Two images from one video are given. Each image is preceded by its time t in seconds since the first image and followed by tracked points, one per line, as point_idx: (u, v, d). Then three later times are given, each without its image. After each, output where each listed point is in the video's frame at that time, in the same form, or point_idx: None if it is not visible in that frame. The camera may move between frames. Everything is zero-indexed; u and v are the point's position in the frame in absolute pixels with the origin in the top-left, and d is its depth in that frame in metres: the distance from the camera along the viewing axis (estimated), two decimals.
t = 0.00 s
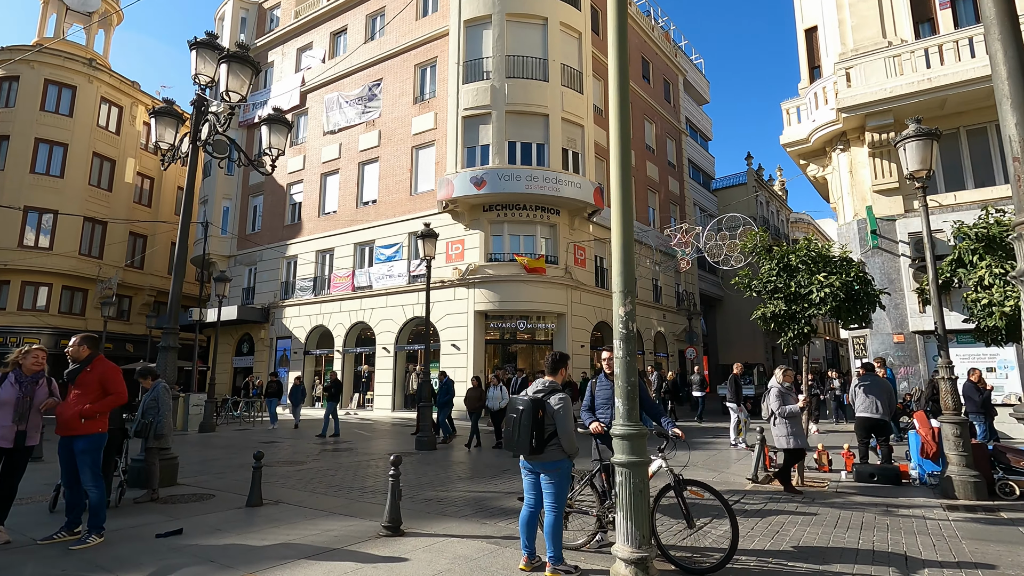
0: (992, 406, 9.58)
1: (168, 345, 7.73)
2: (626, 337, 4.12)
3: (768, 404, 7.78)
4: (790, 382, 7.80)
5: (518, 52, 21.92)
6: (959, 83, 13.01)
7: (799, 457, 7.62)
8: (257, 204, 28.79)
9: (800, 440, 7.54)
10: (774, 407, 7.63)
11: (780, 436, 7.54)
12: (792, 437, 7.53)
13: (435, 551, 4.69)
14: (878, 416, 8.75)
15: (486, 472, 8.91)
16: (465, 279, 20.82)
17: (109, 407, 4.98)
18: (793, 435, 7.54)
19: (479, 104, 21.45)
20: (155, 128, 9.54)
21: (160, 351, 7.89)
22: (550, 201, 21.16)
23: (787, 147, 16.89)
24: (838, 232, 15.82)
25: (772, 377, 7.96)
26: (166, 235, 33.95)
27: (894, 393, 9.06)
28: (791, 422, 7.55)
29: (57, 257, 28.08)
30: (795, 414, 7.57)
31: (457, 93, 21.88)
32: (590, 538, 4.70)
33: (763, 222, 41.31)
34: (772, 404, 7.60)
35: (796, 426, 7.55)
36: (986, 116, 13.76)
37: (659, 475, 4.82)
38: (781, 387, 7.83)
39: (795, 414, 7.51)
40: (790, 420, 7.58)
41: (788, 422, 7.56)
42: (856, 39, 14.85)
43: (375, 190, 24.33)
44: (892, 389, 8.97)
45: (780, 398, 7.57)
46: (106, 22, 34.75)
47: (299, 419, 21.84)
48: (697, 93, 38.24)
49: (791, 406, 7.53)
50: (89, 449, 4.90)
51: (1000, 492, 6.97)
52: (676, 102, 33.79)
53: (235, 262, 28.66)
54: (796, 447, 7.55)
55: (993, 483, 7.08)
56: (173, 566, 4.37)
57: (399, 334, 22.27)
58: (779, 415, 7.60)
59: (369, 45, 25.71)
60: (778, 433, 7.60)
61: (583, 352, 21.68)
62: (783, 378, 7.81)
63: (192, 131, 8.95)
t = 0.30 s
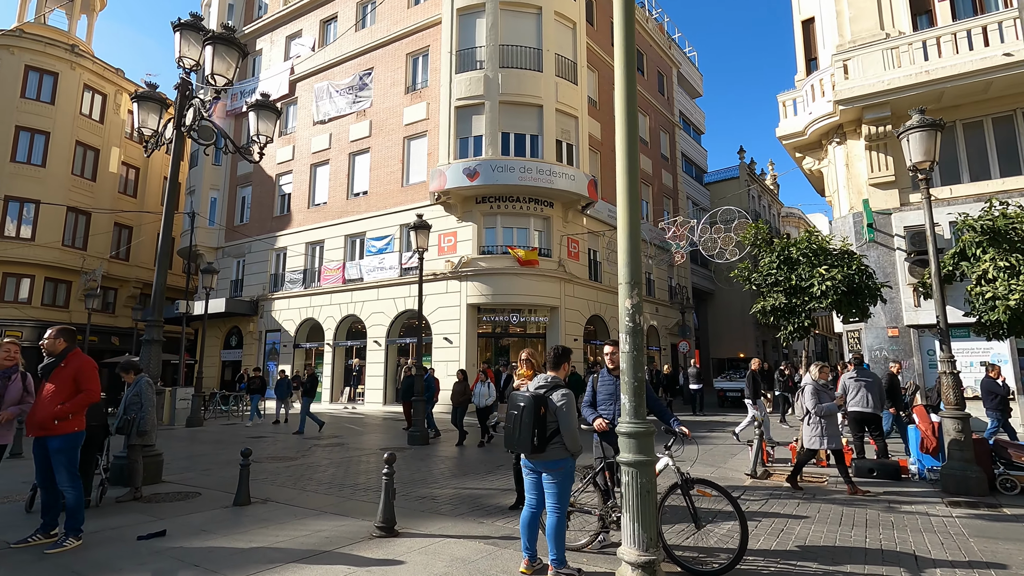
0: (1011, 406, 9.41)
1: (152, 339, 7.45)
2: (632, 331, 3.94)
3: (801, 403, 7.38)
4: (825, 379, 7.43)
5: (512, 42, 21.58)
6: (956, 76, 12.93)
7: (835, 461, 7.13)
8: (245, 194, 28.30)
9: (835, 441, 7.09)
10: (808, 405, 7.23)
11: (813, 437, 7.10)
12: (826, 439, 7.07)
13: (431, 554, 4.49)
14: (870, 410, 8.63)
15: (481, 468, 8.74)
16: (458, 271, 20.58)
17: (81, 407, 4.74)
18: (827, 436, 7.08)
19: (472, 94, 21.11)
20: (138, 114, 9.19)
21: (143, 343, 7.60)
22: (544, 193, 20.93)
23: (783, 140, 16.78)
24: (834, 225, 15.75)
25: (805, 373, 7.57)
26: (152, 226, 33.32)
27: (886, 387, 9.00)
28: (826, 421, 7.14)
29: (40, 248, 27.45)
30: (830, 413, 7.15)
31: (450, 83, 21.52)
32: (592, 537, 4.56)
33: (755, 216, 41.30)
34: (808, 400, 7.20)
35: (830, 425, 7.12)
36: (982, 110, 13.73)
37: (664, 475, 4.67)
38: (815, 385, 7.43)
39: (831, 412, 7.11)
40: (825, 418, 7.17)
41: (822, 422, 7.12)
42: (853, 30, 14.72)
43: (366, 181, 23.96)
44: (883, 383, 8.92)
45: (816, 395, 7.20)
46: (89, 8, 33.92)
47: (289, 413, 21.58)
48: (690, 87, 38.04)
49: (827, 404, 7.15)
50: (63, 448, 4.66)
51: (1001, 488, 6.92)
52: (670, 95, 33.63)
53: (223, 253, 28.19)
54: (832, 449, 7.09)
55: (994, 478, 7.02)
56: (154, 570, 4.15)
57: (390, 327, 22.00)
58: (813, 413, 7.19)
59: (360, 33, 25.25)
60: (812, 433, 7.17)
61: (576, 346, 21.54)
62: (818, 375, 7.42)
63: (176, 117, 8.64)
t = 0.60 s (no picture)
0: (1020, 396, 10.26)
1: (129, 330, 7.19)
2: (627, 321, 3.80)
3: (828, 393, 7.32)
4: (855, 368, 7.27)
5: (502, 32, 21.30)
6: (946, 69, 12.93)
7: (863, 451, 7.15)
8: (229, 185, 27.78)
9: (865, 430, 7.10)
10: (835, 396, 7.18)
11: (842, 427, 7.14)
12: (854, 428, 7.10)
13: (418, 551, 4.35)
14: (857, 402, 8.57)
15: (470, 462, 8.61)
16: (446, 264, 20.36)
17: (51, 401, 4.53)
18: (858, 425, 7.09)
19: (461, 84, 20.82)
20: (113, 98, 8.85)
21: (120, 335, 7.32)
22: (533, 186, 20.76)
23: (773, 133, 16.74)
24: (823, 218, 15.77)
25: (834, 362, 7.46)
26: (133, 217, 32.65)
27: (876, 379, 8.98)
28: (853, 412, 7.10)
29: (17, 239, 26.78)
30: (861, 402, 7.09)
31: (438, 73, 21.20)
32: (584, 534, 4.43)
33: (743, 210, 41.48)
34: (834, 392, 7.15)
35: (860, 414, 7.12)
36: (969, 104, 13.77)
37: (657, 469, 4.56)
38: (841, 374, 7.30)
39: (859, 404, 7.01)
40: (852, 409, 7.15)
41: (852, 411, 7.10)
42: (844, 22, 14.65)
43: (353, 173, 23.60)
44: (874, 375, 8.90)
45: (844, 387, 7.10)
46: None
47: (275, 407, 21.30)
48: (680, 80, 37.97)
49: (856, 393, 7.08)
50: (29, 444, 4.44)
51: (990, 479, 6.91)
52: (659, 88, 33.55)
53: (207, 245, 27.70)
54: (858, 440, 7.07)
55: (983, 469, 7.03)
56: (125, 572, 3.96)
57: (378, 320, 21.75)
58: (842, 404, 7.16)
59: (346, 21, 24.80)
60: (839, 423, 7.21)
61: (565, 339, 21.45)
62: (846, 364, 7.30)
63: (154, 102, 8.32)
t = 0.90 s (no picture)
0: None
1: (103, 322, 6.92)
2: (621, 313, 3.64)
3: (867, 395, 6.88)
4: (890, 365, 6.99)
5: (492, 21, 21.00)
6: (937, 62, 12.89)
7: (911, 455, 6.49)
8: (213, 176, 27.24)
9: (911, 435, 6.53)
10: (876, 396, 6.70)
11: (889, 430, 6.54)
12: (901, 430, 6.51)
13: (401, 552, 4.17)
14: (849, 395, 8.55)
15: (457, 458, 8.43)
16: (435, 257, 20.10)
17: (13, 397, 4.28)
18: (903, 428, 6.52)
19: (450, 74, 20.51)
20: (86, 81, 8.49)
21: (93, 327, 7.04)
22: (522, 178, 20.54)
23: (764, 126, 16.65)
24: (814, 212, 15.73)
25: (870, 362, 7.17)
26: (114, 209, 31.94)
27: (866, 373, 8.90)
28: (897, 411, 6.56)
29: None
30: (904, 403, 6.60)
31: (427, 62, 20.87)
32: (574, 533, 4.28)
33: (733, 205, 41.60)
34: (873, 390, 6.74)
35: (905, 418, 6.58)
36: (959, 98, 13.79)
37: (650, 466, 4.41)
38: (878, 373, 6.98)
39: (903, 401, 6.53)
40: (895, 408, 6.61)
41: (897, 414, 6.57)
42: (836, 14, 14.56)
43: (340, 164, 23.21)
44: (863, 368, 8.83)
45: (882, 381, 6.74)
46: None
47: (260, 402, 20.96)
48: (670, 74, 37.85)
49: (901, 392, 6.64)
50: None
51: (981, 472, 6.92)
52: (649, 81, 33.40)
53: (190, 238, 27.17)
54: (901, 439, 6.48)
55: (974, 463, 7.00)
56: None
57: (365, 314, 21.46)
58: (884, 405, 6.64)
59: (333, 9, 24.34)
60: (883, 425, 6.62)
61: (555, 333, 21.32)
62: (881, 360, 7.08)
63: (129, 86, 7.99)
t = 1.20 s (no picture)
0: None
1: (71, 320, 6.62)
2: (610, 310, 3.45)
3: (902, 390, 6.32)
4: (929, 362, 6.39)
5: (481, 16, 20.75)
6: (926, 60, 12.87)
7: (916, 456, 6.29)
8: (196, 171, 26.73)
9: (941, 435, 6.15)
10: (913, 394, 6.17)
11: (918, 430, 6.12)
12: (930, 432, 6.12)
13: (378, 563, 3.96)
14: (841, 395, 8.45)
15: (441, 460, 8.22)
16: (422, 255, 19.84)
17: None
18: (934, 430, 6.11)
19: (438, 69, 20.24)
20: (56, 69, 8.15)
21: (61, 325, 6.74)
22: (512, 175, 20.34)
23: (754, 124, 16.58)
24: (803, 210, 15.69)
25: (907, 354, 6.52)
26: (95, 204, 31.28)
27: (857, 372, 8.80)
28: (932, 413, 6.14)
29: None
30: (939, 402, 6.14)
31: (415, 57, 20.58)
32: (560, 541, 4.11)
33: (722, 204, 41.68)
34: (913, 389, 6.17)
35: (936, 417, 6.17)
36: (948, 97, 13.78)
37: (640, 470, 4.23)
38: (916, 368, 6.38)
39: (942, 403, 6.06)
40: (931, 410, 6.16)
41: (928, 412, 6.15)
42: (826, 12, 14.50)
43: (326, 160, 22.85)
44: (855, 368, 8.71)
45: (925, 382, 6.14)
46: None
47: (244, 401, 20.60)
48: (660, 73, 37.80)
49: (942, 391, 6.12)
50: None
51: (973, 474, 6.85)
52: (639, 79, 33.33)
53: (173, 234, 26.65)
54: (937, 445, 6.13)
55: (966, 464, 6.92)
56: None
57: (352, 312, 21.16)
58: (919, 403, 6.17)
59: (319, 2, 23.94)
60: (913, 425, 6.19)
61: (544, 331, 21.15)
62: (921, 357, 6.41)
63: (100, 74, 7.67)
